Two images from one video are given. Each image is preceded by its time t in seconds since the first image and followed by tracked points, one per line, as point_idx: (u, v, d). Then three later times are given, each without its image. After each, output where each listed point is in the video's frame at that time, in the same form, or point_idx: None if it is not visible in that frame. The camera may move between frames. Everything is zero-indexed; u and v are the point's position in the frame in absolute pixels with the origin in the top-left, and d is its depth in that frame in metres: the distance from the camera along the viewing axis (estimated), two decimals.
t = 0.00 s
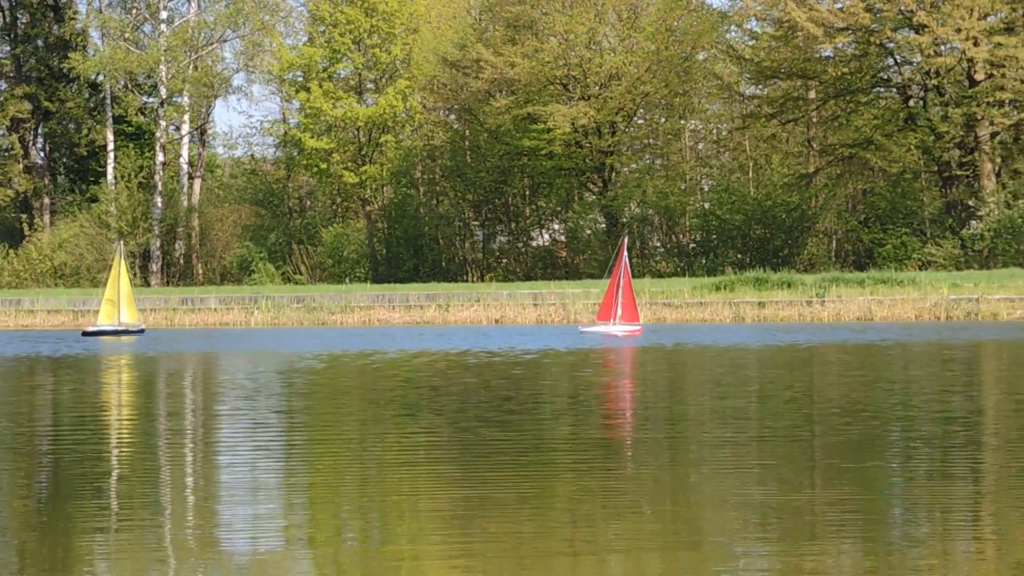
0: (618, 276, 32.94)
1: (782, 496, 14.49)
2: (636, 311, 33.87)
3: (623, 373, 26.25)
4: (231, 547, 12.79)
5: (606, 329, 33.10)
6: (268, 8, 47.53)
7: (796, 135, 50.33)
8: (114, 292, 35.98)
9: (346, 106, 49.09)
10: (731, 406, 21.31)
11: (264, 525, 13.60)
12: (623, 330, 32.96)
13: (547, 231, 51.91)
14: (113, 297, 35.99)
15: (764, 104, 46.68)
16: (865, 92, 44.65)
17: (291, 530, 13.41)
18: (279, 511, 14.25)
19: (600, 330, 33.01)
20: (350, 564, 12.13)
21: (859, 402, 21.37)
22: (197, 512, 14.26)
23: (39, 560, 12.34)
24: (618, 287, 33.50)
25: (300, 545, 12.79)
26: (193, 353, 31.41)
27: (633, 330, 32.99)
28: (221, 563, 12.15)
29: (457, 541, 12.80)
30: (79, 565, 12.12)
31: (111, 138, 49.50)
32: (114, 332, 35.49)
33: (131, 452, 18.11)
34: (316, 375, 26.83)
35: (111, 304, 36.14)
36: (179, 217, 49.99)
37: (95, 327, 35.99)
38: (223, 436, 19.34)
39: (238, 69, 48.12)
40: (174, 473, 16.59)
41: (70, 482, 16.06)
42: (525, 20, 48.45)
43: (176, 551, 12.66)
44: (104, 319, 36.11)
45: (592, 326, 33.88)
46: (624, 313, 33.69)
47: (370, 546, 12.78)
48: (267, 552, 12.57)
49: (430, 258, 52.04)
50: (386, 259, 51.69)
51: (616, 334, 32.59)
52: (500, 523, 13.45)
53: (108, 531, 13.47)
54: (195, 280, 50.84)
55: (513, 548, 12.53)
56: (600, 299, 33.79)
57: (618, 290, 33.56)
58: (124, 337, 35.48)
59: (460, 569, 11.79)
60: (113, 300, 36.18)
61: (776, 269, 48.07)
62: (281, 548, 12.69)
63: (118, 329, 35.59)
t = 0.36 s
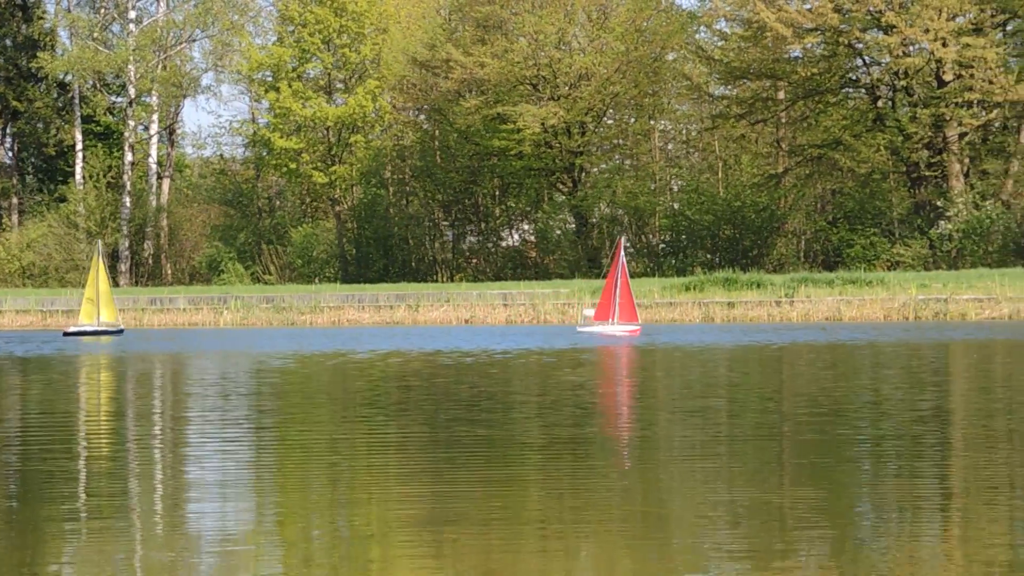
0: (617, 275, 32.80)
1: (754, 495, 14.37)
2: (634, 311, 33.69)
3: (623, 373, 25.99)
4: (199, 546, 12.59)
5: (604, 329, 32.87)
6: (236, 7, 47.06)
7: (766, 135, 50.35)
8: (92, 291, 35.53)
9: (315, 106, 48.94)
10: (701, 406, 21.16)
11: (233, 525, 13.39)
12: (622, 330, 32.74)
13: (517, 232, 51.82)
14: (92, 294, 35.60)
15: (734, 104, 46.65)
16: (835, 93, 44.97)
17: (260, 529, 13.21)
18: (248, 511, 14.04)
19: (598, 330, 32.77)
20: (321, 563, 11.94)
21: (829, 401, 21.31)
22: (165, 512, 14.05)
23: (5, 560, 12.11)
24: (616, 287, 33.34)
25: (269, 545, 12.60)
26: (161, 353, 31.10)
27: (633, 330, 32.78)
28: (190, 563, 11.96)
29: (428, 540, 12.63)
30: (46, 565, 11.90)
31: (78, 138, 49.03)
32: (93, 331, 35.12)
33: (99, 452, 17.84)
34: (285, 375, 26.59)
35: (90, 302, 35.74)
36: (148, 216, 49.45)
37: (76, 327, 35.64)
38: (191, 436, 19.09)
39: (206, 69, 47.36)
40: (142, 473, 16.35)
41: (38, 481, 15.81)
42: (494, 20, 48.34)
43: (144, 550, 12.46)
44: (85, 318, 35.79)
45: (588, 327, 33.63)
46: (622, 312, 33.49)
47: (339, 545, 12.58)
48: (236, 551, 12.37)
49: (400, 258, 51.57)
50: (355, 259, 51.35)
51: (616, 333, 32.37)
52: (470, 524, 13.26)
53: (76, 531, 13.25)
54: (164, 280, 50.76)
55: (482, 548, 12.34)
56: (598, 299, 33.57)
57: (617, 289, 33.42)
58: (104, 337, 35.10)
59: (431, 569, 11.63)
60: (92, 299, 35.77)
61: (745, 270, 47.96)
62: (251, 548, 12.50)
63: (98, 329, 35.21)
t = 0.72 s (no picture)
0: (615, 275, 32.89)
1: (724, 494, 14.37)
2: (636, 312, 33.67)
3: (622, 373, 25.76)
4: (171, 546, 12.53)
5: (604, 329, 32.85)
6: (207, 8, 47.32)
7: (738, 136, 50.49)
8: (75, 291, 35.31)
9: (288, 106, 48.71)
10: (673, 405, 21.13)
11: (205, 525, 13.31)
12: (623, 330, 32.75)
13: (490, 232, 51.86)
14: (74, 294, 35.35)
15: (706, 105, 46.78)
16: (806, 92, 45.10)
17: (233, 528, 13.15)
18: (222, 511, 13.96)
19: (599, 330, 32.72)
20: (294, 563, 11.89)
21: (801, 401, 21.33)
22: (138, 511, 13.98)
23: None
24: (616, 287, 33.42)
25: (242, 545, 12.55)
26: (133, 353, 30.92)
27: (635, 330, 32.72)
28: (163, 562, 11.91)
29: (401, 540, 12.60)
30: (18, 565, 11.82)
31: (50, 138, 48.67)
32: (77, 331, 34.95)
33: (71, 453, 17.71)
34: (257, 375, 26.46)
35: (73, 302, 35.51)
36: (120, 217, 49.34)
37: (60, 327, 35.48)
38: (163, 436, 18.97)
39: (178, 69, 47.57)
40: (115, 473, 16.25)
41: (9, 482, 15.68)
42: (467, 20, 48.37)
43: (118, 549, 12.41)
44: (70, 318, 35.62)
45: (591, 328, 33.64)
46: (622, 313, 33.46)
47: (312, 545, 12.53)
48: (209, 551, 12.31)
49: (372, 259, 51.61)
50: (327, 259, 51.24)
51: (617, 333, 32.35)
52: (442, 523, 13.20)
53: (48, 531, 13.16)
54: (136, 280, 50.68)
55: (455, 547, 12.29)
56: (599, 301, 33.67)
57: (617, 290, 33.48)
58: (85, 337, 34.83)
59: (404, 569, 11.59)
60: (74, 299, 35.57)
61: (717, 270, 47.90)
62: (224, 547, 12.45)
63: (80, 330, 34.97)
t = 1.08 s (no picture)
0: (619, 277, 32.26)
1: (701, 492, 14.22)
2: (640, 310, 33.20)
3: (624, 373, 25.43)
4: (145, 546, 12.33)
5: (608, 329, 32.46)
6: (183, 7, 47.20)
7: (712, 136, 50.44)
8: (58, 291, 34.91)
9: (262, 105, 48.45)
10: (648, 405, 20.97)
11: (178, 526, 13.11)
12: (629, 331, 32.35)
13: (464, 232, 51.61)
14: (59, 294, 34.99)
15: (681, 104, 46.77)
16: (781, 93, 45.07)
17: (207, 529, 12.97)
18: (195, 511, 13.74)
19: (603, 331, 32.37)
20: (267, 564, 11.74)
21: (776, 400, 21.20)
22: (111, 511, 13.77)
23: None
24: (620, 287, 32.83)
25: (216, 545, 12.37)
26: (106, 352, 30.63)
27: (640, 331, 32.42)
28: (137, 563, 11.72)
29: (376, 540, 12.42)
30: None
31: (23, 137, 48.21)
32: (61, 331, 34.56)
33: (43, 453, 17.44)
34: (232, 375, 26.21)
35: (58, 301, 35.16)
36: (94, 217, 49.11)
37: (44, 327, 35.18)
38: (137, 436, 18.72)
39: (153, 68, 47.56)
40: (87, 472, 16.01)
41: None
42: (441, 20, 48.23)
43: (91, 550, 12.21)
44: (56, 317, 35.30)
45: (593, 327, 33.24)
46: (626, 311, 33.02)
47: (286, 546, 12.35)
48: (183, 552, 12.12)
49: (347, 259, 51.30)
50: (302, 259, 51.05)
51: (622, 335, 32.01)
52: (416, 523, 13.04)
53: (20, 531, 12.95)
54: (110, 280, 50.19)
55: (430, 546, 12.15)
56: (602, 299, 33.11)
57: (620, 290, 32.88)
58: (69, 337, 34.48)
59: (379, 570, 11.41)
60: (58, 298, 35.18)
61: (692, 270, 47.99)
62: (198, 548, 12.27)
63: (65, 330, 34.62)
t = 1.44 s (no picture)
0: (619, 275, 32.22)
1: (672, 492, 14.19)
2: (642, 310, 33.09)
3: (625, 372, 25.29)
4: (117, 546, 12.25)
5: (610, 329, 32.35)
6: (154, 6, 47.13)
7: (685, 136, 50.45)
8: (39, 291, 34.57)
9: (234, 106, 48.16)
10: (620, 405, 20.90)
11: (150, 525, 13.01)
12: (631, 331, 32.25)
13: (438, 232, 51.48)
14: (39, 295, 34.66)
15: (654, 105, 46.81)
16: (753, 94, 45.07)
17: (180, 529, 12.88)
18: (168, 511, 13.63)
19: (605, 331, 32.26)
20: (240, 564, 11.67)
21: (749, 400, 21.18)
22: (84, 511, 13.66)
23: None
24: (620, 287, 32.76)
25: (189, 545, 12.29)
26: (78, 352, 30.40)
27: (642, 330, 32.31)
28: (110, 562, 11.64)
29: (349, 540, 12.34)
30: None
31: None
32: (42, 331, 34.26)
33: (15, 453, 17.26)
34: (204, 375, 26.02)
35: (39, 302, 34.83)
36: (66, 217, 49.14)
37: (25, 327, 34.90)
38: (108, 436, 18.55)
39: (125, 67, 47.62)
40: (59, 472, 15.86)
41: None
42: (415, 20, 48.12)
43: (63, 549, 12.12)
44: (36, 316, 35.00)
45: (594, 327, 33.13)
46: (627, 312, 32.95)
47: (258, 546, 12.27)
48: (154, 552, 12.05)
49: (320, 259, 51.29)
50: (274, 259, 50.75)
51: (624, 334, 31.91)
52: (389, 523, 12.97)
53: None
54: (81, 281, 49.99)
55: (404, 546, 12.08)
56: (603, 299, 33.04)
57: (620, 290, 32.81)
58: (50, 336, 34.23)
59: (352, 569, 11.34)
60: (39, 298, 34.83)
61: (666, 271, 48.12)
62: (172, 548, 12.19)
63: (45, 330, 34.36)
